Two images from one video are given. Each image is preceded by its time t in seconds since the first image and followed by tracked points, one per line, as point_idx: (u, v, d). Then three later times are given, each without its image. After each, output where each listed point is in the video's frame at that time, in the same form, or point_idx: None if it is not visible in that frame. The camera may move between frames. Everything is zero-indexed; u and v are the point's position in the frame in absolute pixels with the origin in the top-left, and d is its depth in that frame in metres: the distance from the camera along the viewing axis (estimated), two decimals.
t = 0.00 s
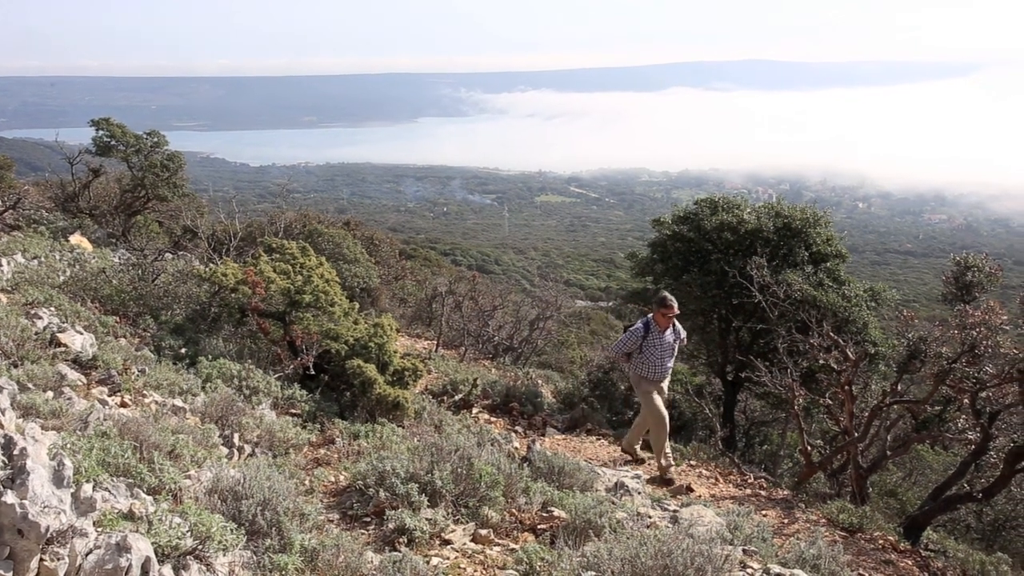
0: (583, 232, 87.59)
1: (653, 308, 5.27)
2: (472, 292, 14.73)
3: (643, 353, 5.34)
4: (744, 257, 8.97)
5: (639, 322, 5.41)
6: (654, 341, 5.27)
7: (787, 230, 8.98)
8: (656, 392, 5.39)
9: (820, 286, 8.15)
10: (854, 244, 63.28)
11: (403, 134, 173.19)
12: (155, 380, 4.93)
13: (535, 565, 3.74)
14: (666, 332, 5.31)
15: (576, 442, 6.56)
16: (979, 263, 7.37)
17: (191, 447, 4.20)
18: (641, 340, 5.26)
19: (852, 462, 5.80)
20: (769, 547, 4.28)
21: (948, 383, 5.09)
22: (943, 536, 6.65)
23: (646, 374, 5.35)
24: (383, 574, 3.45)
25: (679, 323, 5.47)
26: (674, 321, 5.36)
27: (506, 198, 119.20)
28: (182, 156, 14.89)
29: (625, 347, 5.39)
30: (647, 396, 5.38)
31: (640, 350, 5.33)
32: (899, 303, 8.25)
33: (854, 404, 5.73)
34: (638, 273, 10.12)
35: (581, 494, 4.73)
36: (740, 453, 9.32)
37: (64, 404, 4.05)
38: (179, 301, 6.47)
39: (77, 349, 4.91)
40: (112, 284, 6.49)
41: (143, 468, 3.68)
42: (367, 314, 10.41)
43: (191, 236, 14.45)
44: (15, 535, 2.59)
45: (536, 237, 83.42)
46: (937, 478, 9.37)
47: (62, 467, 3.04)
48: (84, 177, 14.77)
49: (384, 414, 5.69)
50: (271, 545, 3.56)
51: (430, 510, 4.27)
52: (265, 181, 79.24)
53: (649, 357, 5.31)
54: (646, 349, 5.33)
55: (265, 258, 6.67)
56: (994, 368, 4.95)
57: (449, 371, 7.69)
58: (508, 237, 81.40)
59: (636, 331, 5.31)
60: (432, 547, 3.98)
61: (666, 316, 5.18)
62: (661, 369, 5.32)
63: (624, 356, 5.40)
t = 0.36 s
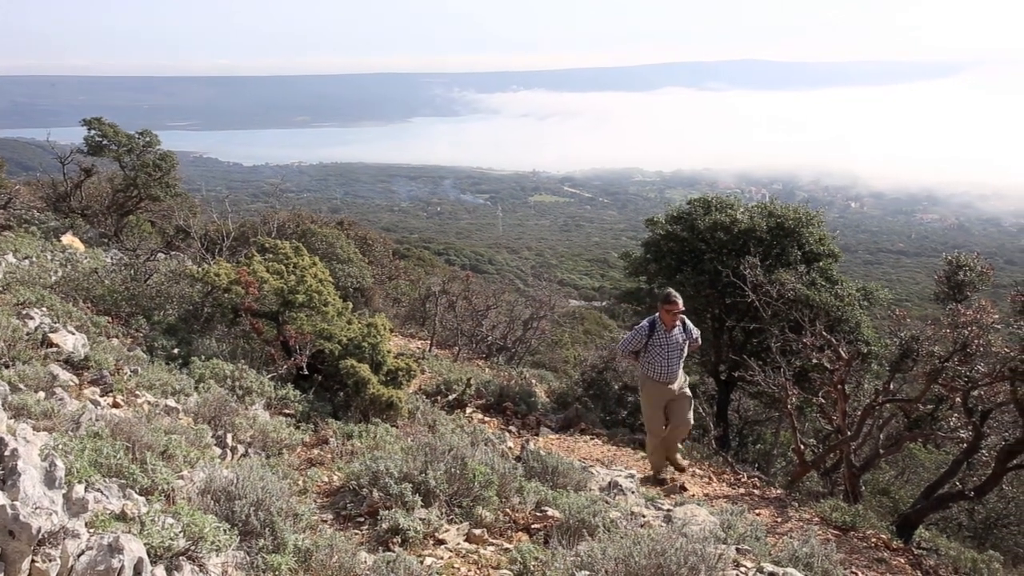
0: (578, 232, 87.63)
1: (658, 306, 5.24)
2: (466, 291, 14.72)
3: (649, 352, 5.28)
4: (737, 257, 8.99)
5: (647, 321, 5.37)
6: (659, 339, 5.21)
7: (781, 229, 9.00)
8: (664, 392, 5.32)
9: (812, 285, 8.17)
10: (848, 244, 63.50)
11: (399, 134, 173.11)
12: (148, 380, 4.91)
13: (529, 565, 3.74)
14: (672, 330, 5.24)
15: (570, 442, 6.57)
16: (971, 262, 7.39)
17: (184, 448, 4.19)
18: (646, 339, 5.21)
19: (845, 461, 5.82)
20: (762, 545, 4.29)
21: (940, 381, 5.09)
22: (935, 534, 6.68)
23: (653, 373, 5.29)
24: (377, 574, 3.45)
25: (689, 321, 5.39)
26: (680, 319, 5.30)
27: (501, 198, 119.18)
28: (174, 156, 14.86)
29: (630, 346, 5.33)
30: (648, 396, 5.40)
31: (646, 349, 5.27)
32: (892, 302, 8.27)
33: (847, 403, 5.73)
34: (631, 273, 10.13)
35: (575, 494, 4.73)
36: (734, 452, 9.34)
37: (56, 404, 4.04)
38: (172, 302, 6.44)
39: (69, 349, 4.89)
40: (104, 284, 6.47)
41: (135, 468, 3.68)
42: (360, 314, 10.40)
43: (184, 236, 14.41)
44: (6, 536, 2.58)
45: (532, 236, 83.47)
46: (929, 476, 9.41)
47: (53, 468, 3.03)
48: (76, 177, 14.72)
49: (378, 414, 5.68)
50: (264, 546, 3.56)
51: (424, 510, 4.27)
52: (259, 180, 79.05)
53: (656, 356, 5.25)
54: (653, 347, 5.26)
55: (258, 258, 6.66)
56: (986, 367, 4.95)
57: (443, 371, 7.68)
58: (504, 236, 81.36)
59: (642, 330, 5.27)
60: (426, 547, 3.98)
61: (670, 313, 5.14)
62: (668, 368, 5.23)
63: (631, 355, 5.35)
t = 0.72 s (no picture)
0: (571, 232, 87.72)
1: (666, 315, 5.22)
2: (456, 291, 14.70)
3: (655, 360, 5.26)
4: (727, 257, 9.01)
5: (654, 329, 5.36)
6: (665, 348, 5.18)
7: (770, 229, 9.03)
8: (667, 400, 5.31)
9: (801, 285, 8.20)
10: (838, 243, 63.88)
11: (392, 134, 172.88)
12: (137, 381, 4.89)
13: (519, 565, 3.74)
14: (679, 339, 5.21)
15: (560, 442, 6.55)
16: (958, 261, 7.43)
17: (173, 449, 4.17)
18: (652, 347, 5.20)
19: (834, 459, 5.85)
20: (752, 544, 4.30)
21: (928, 380, 5.11)
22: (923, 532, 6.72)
23: (657, 381, 5.28)
24: (367, 574, 3.44)
25: (699, 331, 5.34)
26: (690, 329, 5.26)
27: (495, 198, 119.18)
28: (163, 156, 14.79)
29: (636, 353, 5.34)
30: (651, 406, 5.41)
31: (651, 357, 5.26)
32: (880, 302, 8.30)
33: (836, 401, 5.75)
34: (621, 272, 10.15)
35: (566, 494, 4.73)
36: (723, 451, 9.40)
37: (44, 406, 4.01)
38: (161, 302, 6.39)
39: (57, 351, 4.86)
40: (92, 284, 6.43)
41: (124, 470, 3.66)
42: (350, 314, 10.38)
43: (173, 237, 14.34)
44: None
45: (525, 236, 83.53)
46: (917, 474, 9.47)
47: (41, 471, 3.00)
48: (63, 177, 14.63)
49: (368, 414, 5.67)
50: (254, 547, 3.55)
51: (415, 511, 4.26)
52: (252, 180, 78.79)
53: (661, 364, 5.23)
54: (658, 356, 5.25)
55: (247, 258, 6.63)
56: (973, 365, 4.97)
57: (433, 371, 7.67)
58: (497, 237, 81.34)
59: (648, 337, 5.26)
60: (416, 547, 3.98)
61: (678, 322, 5.11)
62: (672, 377, 5.21)
63: (637, 362, 5.34)
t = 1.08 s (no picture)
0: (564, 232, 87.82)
1: (692, 313, 5.02)
2: (447, 291, 14.70)
3: (675, 360, 5.06)
4: (717, 256, 9.03)
5: (675, 327, 5.15)
6: (688, 348, 4.99)
7: (759, 229, 9.06)
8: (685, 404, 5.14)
9: (790, 284, 8.22)
10: (829, 242, 64.28)
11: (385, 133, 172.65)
12: (125, 382, 4.86)
13: (510, 566, 3.75)
14: (702, 340, 5.03)
15: (551, 442, 6.56)
16: (946, 261, 7.47)
17: (162, 450, 4.15)
18: (674, 347, 4.99)
19: (823, 458, 5.87)
20: (742, 543, 4.32)
21: (916, 379, 5.13)
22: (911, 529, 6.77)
23: (676, 383, 5.09)
24: (358, 575, 3.44)
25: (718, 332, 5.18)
26: (712, 329, 5.09)
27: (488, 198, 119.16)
28: (151, 156, 14.73)
29: (655, 352, 5.12)
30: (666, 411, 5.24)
31: (671, 357, 5.06)
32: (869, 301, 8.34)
33: (825, 400, 5.78)
34: (611, 272, 10.17)
35: (556, 493, 4.73)
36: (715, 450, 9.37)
37: (31, 408, 3.98)
38: (149, 302, 6.35)
39: (44, 352, 4.82)
40: (79, 285, 6.40)
41: (112, 472, 3.65)
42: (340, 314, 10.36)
43: (161, 237, 14.28)
44: None
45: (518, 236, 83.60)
46: (906, 472, 9.52)
47: (27, 473, 2.98)
48: (51, 177, 14.56)
49: (358, 415, 5.66)
50: (243, 548, 3.53)
51: (405, 511, 4.26)
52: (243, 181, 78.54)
53: (680, 365, 5.04)
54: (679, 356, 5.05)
55: (236, 259, 6.60)
56: (960, 364, 4.99)
57: (423, 372, 7.66)
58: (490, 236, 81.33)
59: (670, 336, 5.05)
60: (407, 547, 3.97)
61: (705, 321, 4.93)
62: (692, 379, 5.03)
63: (654, 362, 5.14)
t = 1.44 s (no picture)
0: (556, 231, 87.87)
1: (701, 313, 4.94)
2: (436, 291, 14.68)
3: (685, 361, 5.02)
4: (706, 256, 9.07)
5: (683, 327, 5.08)
6: (698, 350, 4.95)
7: (748, 228, 9.08)
8: (694, 405, 5.12)
9: (778, 284, 8.24)
10: (819, 242, 64.63)
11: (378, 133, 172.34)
12: (113, 384, 4.83)
13: (500, 565, 3.75)
14: (712, 340, 4.98)
15: (541, 441, 6.56)
16: (933, 259, 7.51)
17: (150, 452, 4.13)
18: (685, 349, 4.94)
19: (812, 456, 5.90)
20: (731, 541, 4.34)
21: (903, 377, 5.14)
22: (899, 527, 6.80)
23: (686, 383, 5.06)
24: None
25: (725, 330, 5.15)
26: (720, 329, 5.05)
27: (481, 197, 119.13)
28: (138, 156, 14.65)
29: (663, 353, 5.07)
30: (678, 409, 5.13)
31: (681, 358, 5.02)
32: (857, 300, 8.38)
33: (814, 399, 5.79)
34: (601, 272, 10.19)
35: (546, 493, 4.73)
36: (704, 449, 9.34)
37: (17, 409, 3.96)
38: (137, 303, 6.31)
39: (30, 353, 4.77)
40: (66, 286, 6.35)
41: (99, 473, 3.63)
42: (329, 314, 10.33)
43: (149, 237, 14.21)
44: None
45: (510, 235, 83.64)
46: (894, 471, 9.57)
47: (13, 476, 2.98)
48: (37, 177, 14.46)
49: (348, 415, 5.64)
50: (232, 550, 3.52)
51: (395, 511, 4.26)
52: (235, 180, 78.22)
53: (690, 366, 5.01)
54: (689, 357, 5.01)
55: (225, 259, 6.56)
56: (947, 363, 5.01)
57: (413, 372, 7.64)
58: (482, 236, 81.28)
59: (680, 338, 4.99)
60: (396, 548, 3.97)
61: (716, 322, 4.86)
62: (702, 380, 5.02)
63: (663, 363, 5.09)
